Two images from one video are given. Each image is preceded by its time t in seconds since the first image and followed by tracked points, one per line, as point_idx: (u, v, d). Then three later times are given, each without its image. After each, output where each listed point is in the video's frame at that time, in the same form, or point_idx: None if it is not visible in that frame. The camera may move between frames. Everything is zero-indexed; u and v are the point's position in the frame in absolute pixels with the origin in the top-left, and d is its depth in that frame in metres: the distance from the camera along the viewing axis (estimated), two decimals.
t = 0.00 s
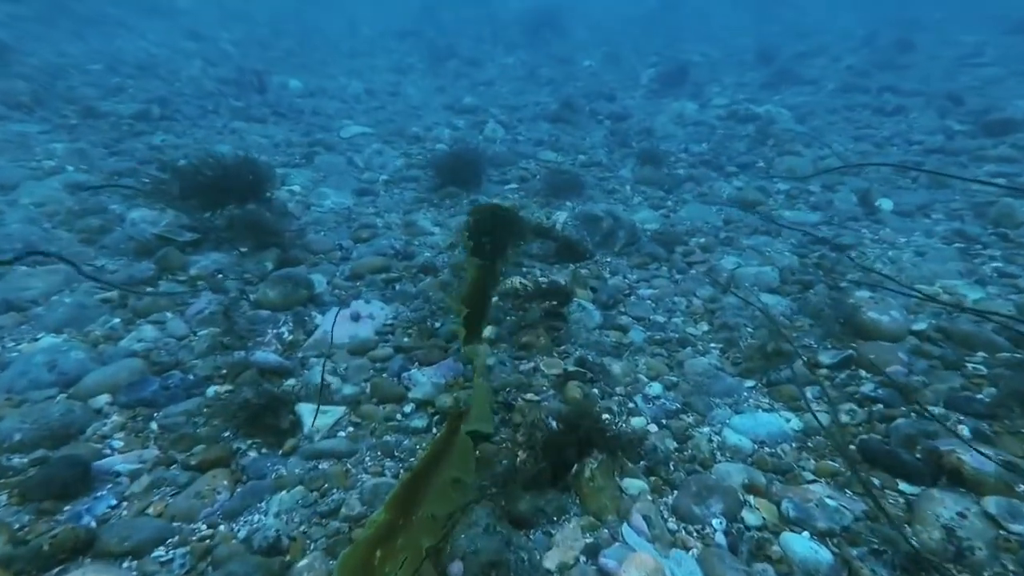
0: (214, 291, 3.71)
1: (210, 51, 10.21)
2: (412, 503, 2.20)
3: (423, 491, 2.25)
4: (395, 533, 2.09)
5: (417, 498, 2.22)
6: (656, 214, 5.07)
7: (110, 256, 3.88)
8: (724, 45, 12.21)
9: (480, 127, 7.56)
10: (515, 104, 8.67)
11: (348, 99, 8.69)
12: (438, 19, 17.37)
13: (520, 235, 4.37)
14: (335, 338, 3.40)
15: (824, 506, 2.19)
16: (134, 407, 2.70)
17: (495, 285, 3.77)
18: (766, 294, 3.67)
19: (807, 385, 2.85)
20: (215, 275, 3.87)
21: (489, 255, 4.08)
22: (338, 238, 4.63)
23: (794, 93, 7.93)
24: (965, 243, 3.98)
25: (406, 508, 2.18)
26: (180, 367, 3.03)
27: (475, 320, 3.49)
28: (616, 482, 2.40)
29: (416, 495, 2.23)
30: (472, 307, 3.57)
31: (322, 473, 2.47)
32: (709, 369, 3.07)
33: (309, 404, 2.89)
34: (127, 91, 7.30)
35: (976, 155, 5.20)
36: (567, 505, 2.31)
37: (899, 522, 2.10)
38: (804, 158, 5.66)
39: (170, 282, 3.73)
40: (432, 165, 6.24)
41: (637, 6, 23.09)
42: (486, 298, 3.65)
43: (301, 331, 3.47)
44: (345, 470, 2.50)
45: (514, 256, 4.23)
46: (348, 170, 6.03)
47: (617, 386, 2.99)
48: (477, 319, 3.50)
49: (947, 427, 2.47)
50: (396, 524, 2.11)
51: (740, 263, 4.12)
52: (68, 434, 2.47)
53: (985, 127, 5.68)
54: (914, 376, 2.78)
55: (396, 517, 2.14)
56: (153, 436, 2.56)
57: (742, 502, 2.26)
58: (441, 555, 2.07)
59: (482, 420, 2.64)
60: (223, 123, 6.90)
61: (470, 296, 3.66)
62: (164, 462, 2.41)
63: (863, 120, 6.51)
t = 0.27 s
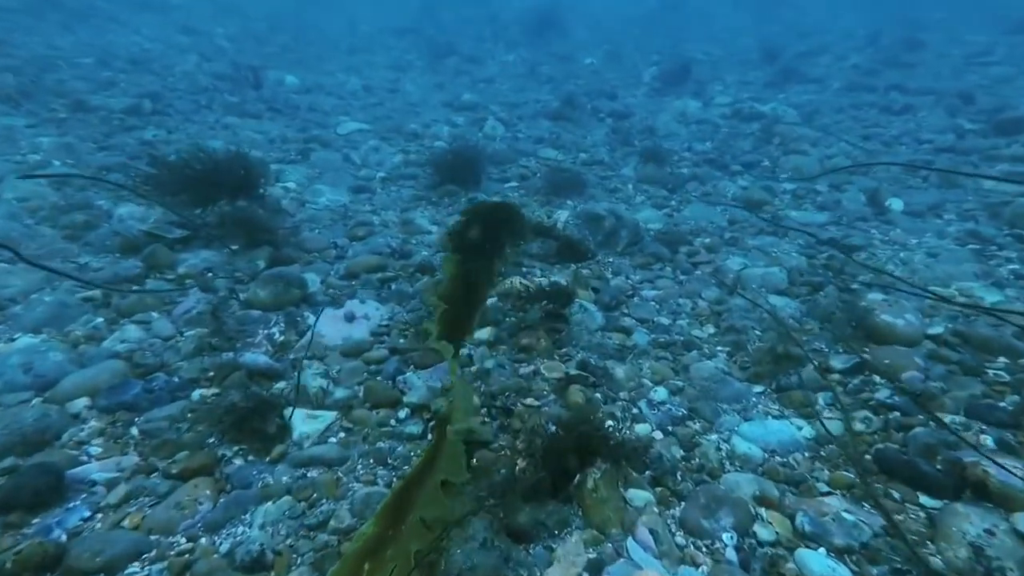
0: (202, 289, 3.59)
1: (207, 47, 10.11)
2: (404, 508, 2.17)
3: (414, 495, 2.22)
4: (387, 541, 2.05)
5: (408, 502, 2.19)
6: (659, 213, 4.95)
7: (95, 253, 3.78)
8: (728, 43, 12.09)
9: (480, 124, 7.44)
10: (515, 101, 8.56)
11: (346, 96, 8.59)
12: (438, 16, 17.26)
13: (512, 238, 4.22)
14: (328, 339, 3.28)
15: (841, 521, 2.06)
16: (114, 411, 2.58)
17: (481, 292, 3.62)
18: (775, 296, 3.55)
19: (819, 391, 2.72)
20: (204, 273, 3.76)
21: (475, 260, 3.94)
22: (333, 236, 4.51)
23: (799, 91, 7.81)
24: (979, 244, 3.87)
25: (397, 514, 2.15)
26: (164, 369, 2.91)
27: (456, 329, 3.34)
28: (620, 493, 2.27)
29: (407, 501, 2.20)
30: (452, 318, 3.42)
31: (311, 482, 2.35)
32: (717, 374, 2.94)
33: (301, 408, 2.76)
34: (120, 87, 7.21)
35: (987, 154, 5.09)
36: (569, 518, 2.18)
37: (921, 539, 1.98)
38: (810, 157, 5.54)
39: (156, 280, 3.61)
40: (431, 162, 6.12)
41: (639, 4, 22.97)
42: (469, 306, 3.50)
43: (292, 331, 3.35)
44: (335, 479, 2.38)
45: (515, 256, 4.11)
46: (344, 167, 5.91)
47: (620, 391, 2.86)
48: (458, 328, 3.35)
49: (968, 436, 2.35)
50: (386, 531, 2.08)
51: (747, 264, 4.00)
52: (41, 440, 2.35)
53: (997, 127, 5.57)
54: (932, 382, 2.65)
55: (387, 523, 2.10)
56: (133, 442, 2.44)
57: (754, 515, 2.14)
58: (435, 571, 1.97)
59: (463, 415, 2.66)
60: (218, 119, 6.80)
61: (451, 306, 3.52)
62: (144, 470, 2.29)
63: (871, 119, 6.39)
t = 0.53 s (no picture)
0: (189, 289, 3.50)
1: (203, 45, 10.05)
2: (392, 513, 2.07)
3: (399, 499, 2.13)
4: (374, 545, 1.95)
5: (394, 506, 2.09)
6: (659, 214, 4.86)
7: (79, 251, 3.72)
8: (730, 43, 12.01)
9: (478, 123, 7.36)
10: (515, 100, 8.47)
11: (343, 94, 8.51)
12: (438, 15, 17.20)
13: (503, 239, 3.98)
14: (320, 342, 3.17)
15: (852, 536, 1.96)
16: (92, 417, 2.49)
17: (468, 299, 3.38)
18: (779, 299, 3.45)
19: (826, 397, 2.61)
20: (193, 273, 3.67)
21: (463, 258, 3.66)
22: (326, 235, 4.41)
23: (802, 92, 7.73)
24: (987, 247, 3.78)
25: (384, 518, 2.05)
26: (147, 373, 2.82)
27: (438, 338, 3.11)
28: (620, 504, 2.16)
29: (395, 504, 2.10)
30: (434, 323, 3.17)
31: (297, 491, 2.25)
32: (720, 379, 2.83)
33: (290, 413, 2.66)
34: (114, 85, 7.14)
35: (995, 156, 5.01)
36: (567, 531, 2.08)
37: (936, 555, 1.88)
38: (813, 157, 5.46)
39: (142, 280, 3.53)
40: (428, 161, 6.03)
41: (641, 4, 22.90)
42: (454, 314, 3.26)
43: (282, 333, 3.25)
44: (322, 488, 2.28)
45: (513, 256, 4.03)
46: (339, 165, 5.82)
47: (620, 396, 2.75)
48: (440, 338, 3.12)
49: (982, 447, 2.25)
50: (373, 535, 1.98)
51: (750, 266, 3.90)
52: (13, 447, 2.26)
53: (1004, 128, 5.48)
54: (943, 389, 2.55)
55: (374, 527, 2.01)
56: (111, 449, 2.35)
57: (760, 529, 2.03)
58: None
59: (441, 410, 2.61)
60: (212, 117, 6.73)
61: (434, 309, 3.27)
62: (121, 480, 2.20)
63: (875, 120, 6.31)
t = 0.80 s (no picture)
0: (176, 293, 3.39)
1: (199, 44, 9.96)
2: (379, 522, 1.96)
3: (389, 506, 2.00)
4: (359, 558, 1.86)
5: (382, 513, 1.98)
6: (661, 217, 4.76)
7: (62, 253, 3.64)
8: (732, 44, 11.93)
9: (477, 124, 7.26)
10: (514, 101, 8.38)
11: (340, 94, 8.41)
12: (438, 15, 17.12)
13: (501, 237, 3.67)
14: (311, 348, 3.05)
15: (872, 561, 1.81)
16: (67, 428, 2.38)
17: (458, 300, 3.06)
18: (786, 306, 3.34)
19: (837, 409, 2.49)
20: (180, 276, 3.55)
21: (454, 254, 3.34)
22: (320, 237, 4.29)
23: (805, 94, 7.65)
24: (999, 252, 3.68)
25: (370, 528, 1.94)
26: (129, 380, 2.71)
27: (420, 344, 2.80)
28: (624, 524, 2.04)
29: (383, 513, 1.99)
30: (416, 326, 2.86)
31: (282, 508, 2.13)
32: (726, 390, 2.71)
33: (278, 424, 2.53)
34: (106, 84, 7.04)
35: (1004, 159, 4.92)
36: (568, 553, 1.96)
37: None
38: (817, 160, 5.37)
39: (128, 283, 3.43)
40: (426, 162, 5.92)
41: (641, 4, 22.82)
42: (439, 316, 2.95)
43: (272, 339, 3.12)
44: (309, 505, 2.15)
45: (512, 260, 3.92)
46: (334, 166, 5.71)
47: (622, 407, 2.63)
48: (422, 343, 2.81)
49: (1005, 464, 2.13)
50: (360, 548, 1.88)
51: (754, 271, 3.79)
52: None
53: (1012, 131, 5.40)
54: (961, 402, 2.43)
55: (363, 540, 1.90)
56: (86, 463, 2.24)
57: (772, 551, 1.90)
58: None
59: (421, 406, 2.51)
60: (206, 117, 6.63)
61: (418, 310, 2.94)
62: (94, 497, 2.09)
63: (881, 122, 6.23)
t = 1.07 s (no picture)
0: (169, 294, 3.29)
1: (197, 42, 9.86)
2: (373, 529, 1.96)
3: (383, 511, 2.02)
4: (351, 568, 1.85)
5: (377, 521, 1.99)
6: (667, 216, 4.66)
7: (51, 253, 3.55)
8: (736, 42, 11.84)
9: (478, 122, 7.17)
10: (516, 99, 8.28)
11: (339, 93, 8.31)
12: (438, 13, 17.02)
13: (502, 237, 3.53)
14: (308, 350, 2.95)
15: None
16: (52, 434, 2.28)
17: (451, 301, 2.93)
18: (798, 307, 3.24)
19: (855, 414, 2.38)
20: (173, 277, 3.45)
21: (452, 252, 3.20)
22: (317, 237, 4.19)
23: (812, 91, 7.56)
24: (1017, 251, 3.58)
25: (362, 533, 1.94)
26: (119, 384, 2.61)
27: (407, 345, 2.66)
28: (635, 536, 1.93)
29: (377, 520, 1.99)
30: (406, 326, 2.71)
31: (275, 519, 2.03)
32: (738, 394, 2.60)
33: (273, 431, 2.42)
34: (101, 82, 6.94)
35: (1019, 156, 4.82)
36: (576, 568, 1.84)
37: None
38: (826, 158, 5.27)
39: (120, 284, 3.33)
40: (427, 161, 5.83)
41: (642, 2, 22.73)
42: (430, 316, 2.81)
43: (268, 342, 3.02)
44: (304, 516, 2.05)
45: (515, 260, 3.82)
46: (333, 164, 5.61)
47: (631, 412, 2.52)
48: (411, 344, 2.67)
49: None
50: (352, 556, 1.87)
51: (764, 271, 3.69)
52: None
53: None
54: (986, 407, 2.33)
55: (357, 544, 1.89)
56: (71, 471, 2.13)
57: (793, 565, 1.78)
58: None
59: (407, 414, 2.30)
60: (203, 116, 6.53)
61: (409, 309, 2.80)
62: (78, 507, 1.99)
63: (890, 120, 6.13)
